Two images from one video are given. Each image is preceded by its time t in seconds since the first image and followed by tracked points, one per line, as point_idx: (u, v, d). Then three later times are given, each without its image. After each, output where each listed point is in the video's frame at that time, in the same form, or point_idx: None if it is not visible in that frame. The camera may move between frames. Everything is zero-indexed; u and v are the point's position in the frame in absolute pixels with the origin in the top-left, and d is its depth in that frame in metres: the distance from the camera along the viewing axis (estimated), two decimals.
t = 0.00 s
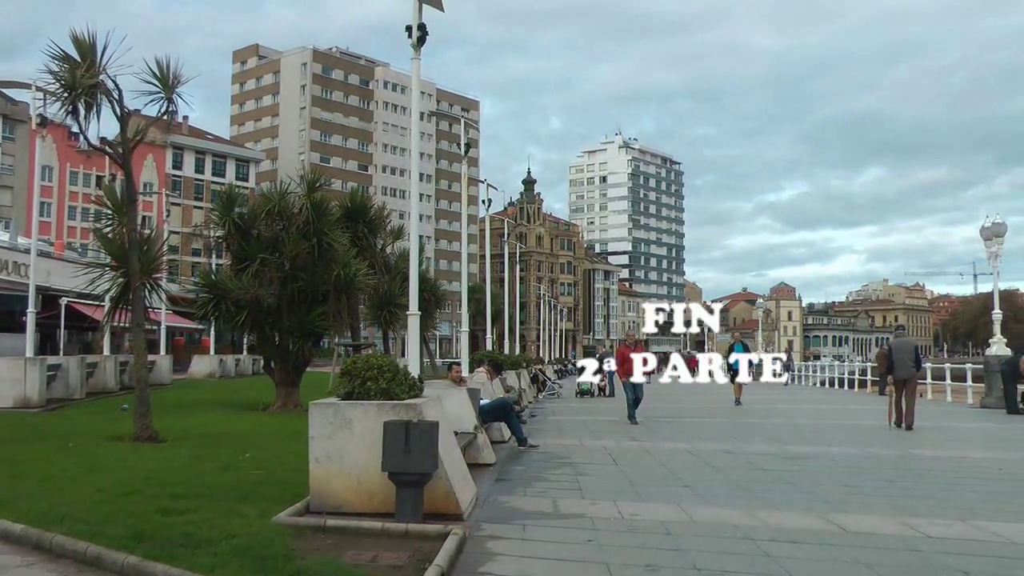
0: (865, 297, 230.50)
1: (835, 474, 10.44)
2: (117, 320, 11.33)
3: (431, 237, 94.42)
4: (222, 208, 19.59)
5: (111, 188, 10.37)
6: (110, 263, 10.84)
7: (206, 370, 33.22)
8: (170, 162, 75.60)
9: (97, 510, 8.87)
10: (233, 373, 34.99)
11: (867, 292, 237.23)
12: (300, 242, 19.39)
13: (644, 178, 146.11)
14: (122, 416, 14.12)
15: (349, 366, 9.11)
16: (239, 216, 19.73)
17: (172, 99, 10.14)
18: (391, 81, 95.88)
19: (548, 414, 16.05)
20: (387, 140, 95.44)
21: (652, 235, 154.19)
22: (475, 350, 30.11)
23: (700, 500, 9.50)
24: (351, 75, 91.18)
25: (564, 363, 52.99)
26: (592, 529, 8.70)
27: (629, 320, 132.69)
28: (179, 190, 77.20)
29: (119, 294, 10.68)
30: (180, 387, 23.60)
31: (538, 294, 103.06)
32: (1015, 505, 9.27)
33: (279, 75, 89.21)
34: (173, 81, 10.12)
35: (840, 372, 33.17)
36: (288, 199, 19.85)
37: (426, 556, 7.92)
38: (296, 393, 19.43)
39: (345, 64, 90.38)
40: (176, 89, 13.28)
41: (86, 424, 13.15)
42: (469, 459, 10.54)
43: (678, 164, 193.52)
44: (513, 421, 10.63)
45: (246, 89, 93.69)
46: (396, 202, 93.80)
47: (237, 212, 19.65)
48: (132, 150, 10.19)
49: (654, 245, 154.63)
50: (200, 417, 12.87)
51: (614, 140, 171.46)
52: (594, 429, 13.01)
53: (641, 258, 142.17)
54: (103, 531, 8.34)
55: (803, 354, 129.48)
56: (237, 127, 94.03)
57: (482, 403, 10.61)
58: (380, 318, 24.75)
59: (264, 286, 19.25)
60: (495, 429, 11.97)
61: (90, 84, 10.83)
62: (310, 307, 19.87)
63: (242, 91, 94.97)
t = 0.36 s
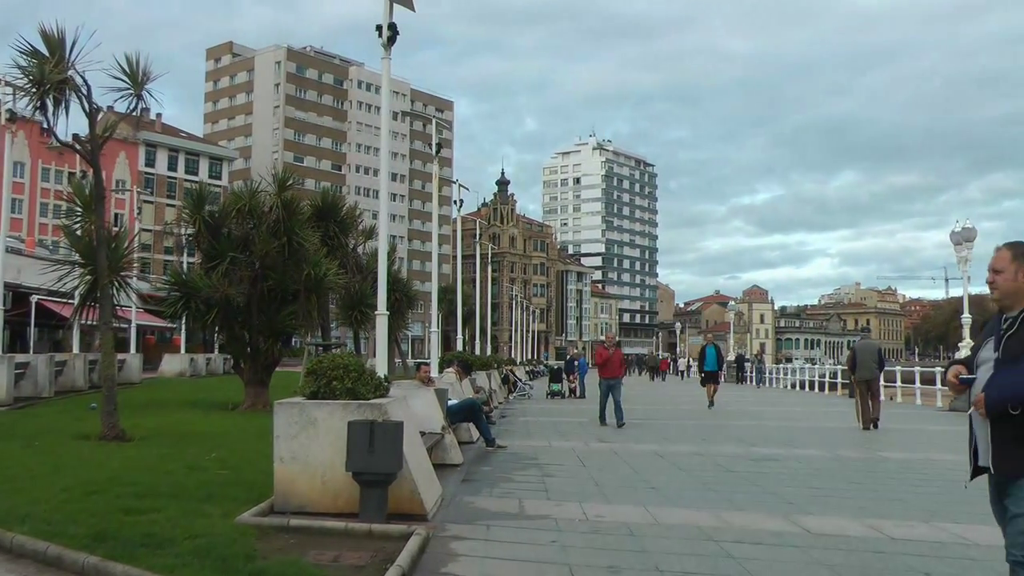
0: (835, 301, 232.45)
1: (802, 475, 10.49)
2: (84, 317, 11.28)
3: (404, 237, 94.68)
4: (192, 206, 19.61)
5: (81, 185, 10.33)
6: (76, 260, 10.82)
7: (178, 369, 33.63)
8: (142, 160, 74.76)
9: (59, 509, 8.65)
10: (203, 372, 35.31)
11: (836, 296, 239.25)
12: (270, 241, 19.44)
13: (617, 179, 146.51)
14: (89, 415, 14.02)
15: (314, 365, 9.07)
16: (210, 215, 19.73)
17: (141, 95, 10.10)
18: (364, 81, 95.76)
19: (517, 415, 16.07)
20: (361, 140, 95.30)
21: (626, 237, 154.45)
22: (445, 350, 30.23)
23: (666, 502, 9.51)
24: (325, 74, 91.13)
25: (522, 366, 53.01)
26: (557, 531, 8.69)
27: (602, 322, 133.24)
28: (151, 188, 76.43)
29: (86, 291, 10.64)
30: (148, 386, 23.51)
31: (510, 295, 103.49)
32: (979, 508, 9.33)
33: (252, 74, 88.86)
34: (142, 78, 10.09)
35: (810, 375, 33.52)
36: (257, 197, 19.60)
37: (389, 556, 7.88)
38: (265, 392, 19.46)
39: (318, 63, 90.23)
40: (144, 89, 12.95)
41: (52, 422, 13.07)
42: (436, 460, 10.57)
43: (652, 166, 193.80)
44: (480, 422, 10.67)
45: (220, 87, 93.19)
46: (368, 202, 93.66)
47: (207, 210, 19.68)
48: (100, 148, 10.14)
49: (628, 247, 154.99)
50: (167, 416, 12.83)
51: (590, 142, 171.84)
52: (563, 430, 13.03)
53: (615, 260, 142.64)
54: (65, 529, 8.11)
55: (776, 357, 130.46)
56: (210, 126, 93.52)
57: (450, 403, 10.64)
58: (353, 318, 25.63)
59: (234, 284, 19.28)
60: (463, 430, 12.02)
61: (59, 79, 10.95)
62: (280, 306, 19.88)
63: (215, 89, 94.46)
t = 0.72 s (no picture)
0: (810, 303, 232.89)
1: (769, 477, 10.56)
2: (55, 315, 11.33)
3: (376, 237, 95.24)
4: (163, 204, 19.60)
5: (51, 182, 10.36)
6: (46, 258, 11.05)
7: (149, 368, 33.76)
8: (115, 158, 74.11)
9: (23, 510, 8.47)
10: (176, 372, 35.54)
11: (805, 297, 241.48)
12: (241, 240, 19.45)
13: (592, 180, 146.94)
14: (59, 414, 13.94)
15: (282, 364, 9.07)
16: (181, 213, 19.71)
17: (111, 92, 10.07)
18: (339, 81, 95.66)
19: (490, 416, 16.14)
20: (336, 139, 95.32)
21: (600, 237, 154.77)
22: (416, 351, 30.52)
23: (634, 503, 9.55)
24: (301, 74, 91.16)
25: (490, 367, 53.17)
26: (525, 531, 8.71)
27: (576, 323, 133.71)
28: (125, 186, 75.73)
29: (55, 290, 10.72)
30: (115, 387, 23.35)
31: (484, 295, 103.90)
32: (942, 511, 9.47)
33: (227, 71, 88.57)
34: (112, 74, 10.03)
35: (783, 376, 33.92)
36: (229, 195, 19.70)
37: (354, 556, 7.85)
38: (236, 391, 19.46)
39: (293, 61, 90.11)
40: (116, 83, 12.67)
41: (19, 422, 13.02)
42: (406, 460, 10.63)
43: (627, 167, 194.16)
44: (450, 422, 10.79)
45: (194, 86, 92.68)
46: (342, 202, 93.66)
47: (178, 208, 19.68)
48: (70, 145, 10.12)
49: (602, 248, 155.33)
50: (136, 416, 12.82)
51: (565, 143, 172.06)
52: (534, 431, 13.10)
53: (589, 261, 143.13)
54: (29, 530, 7.92)
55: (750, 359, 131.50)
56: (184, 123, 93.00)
57: (418, 404, 10.76)
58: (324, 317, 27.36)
59: (205, 283, 19.33)
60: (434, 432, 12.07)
61: (28, 75, 11.05)
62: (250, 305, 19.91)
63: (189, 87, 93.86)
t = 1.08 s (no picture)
0: (781, 307, 234.44)
1: (739, 477, 10.64)
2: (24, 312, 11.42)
3: (350, 237, 95.50)
4: (134, 201, 19.62)
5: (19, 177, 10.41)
6: (14, 255, 11.13)
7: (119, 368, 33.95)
8: (87, 154, 73.46)
9: None
10: (146, 371, 35.83)
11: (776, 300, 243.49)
12: (212, 238, 19.45)
13: (567, 181, 147.43)
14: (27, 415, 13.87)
15: (250, 364, 9.06)
16: (152, 210, 19.74)
17: (81, 87, 10.02)
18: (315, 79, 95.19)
19: (459, 416, 16.17)
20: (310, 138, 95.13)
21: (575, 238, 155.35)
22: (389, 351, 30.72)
23: (604, 503, 9.57)
24: (275, 70, 90.76)
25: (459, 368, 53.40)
26: (491, 531, 8.71)
27: (550, 324, 134.26)
28: (97, 182, 75.04)
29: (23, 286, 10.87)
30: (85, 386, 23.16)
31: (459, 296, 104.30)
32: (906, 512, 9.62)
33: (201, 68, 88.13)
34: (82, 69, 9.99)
35: (754, 377, 34.35)
36: (201, 193, 19.76)
37: (318, 557, 7.78)
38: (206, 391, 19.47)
39: (268, 58, 89.67)
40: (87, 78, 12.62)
41: None
42: (376, 460, 10.72)
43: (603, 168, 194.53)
44: (421, 422, 11.02)
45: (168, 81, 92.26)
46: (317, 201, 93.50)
47: (149, 206, 19.74)
48: (37, 140, 10.07)
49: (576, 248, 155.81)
50: (104, 417, 12.81)
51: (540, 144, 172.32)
52: (505, 432, 13.17)
53: (564, 263, 143.60)
54: None
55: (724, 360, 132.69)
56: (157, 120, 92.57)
57: (385, 405, 10.94)
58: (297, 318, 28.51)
59: (175, 282, 19.51)
60: (406, 431, 12.13)
61: None
62: (221, 305, 19.93)
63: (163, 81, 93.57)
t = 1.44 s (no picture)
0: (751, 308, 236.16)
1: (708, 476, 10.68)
2: None
3: (323, 237, 94.97)
4: (101, 197, 19.49)
5: None
6: None
7: (86, 367, 33.96)
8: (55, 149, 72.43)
9: None
10: (114, 370, 35.84)
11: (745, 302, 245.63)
12: (182, 235, 19.40)
13: (542, 182, 147.73)
14: None
15: (217, 363, 8.99)
16: (120, 206, 19.61)
17: (46, 78, 9.94)
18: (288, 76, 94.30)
19: (428, 416, 16.13)
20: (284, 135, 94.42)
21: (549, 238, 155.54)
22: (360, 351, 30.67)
23: (573, 503, 9.58)
24: (249, 66, 89.96)
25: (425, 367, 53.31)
26: (454, 531, 8.69)
27: (523, 324, 134.42)
28: (65, 178, 74.03)
29: None
30: (50, 386, 22.89)
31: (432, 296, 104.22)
32: (874, 510, 9.69)
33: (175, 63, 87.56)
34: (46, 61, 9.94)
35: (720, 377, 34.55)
36: (171, 189, 19.75)
37: (285, 559, 7.71)
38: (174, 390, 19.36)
39: (242, 54, 88.89)
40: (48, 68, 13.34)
41: None
42: (345, 460, 10.74)
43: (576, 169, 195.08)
44: (393, 425, 11.05)
45: (141, 77, 92.68)
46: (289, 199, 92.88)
47: (118, 202, 19.61)
48: None
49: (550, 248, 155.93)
50: (68, 416, 12.68)
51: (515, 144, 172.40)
52: (475, 431, 13.17)
53: (538, 262, 143.78)
54: None
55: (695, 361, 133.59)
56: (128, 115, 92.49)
57: (355, 405, 11.00)
58: (268, 315, 28.95)
59: (143, 280, 19.45)
60: (376, 430, 12.13)
61: None
62: (190, 303, 19.79)
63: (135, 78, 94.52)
